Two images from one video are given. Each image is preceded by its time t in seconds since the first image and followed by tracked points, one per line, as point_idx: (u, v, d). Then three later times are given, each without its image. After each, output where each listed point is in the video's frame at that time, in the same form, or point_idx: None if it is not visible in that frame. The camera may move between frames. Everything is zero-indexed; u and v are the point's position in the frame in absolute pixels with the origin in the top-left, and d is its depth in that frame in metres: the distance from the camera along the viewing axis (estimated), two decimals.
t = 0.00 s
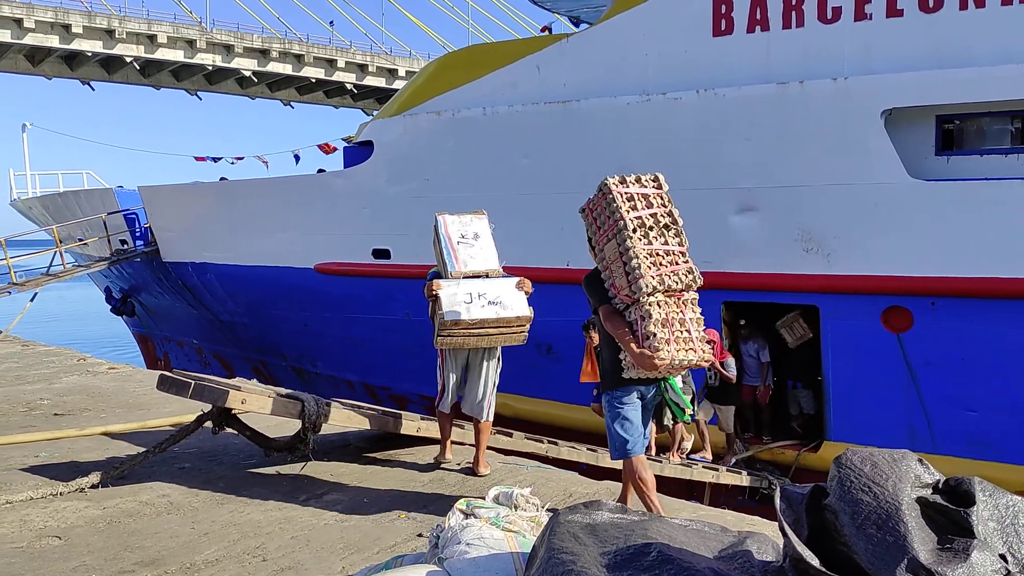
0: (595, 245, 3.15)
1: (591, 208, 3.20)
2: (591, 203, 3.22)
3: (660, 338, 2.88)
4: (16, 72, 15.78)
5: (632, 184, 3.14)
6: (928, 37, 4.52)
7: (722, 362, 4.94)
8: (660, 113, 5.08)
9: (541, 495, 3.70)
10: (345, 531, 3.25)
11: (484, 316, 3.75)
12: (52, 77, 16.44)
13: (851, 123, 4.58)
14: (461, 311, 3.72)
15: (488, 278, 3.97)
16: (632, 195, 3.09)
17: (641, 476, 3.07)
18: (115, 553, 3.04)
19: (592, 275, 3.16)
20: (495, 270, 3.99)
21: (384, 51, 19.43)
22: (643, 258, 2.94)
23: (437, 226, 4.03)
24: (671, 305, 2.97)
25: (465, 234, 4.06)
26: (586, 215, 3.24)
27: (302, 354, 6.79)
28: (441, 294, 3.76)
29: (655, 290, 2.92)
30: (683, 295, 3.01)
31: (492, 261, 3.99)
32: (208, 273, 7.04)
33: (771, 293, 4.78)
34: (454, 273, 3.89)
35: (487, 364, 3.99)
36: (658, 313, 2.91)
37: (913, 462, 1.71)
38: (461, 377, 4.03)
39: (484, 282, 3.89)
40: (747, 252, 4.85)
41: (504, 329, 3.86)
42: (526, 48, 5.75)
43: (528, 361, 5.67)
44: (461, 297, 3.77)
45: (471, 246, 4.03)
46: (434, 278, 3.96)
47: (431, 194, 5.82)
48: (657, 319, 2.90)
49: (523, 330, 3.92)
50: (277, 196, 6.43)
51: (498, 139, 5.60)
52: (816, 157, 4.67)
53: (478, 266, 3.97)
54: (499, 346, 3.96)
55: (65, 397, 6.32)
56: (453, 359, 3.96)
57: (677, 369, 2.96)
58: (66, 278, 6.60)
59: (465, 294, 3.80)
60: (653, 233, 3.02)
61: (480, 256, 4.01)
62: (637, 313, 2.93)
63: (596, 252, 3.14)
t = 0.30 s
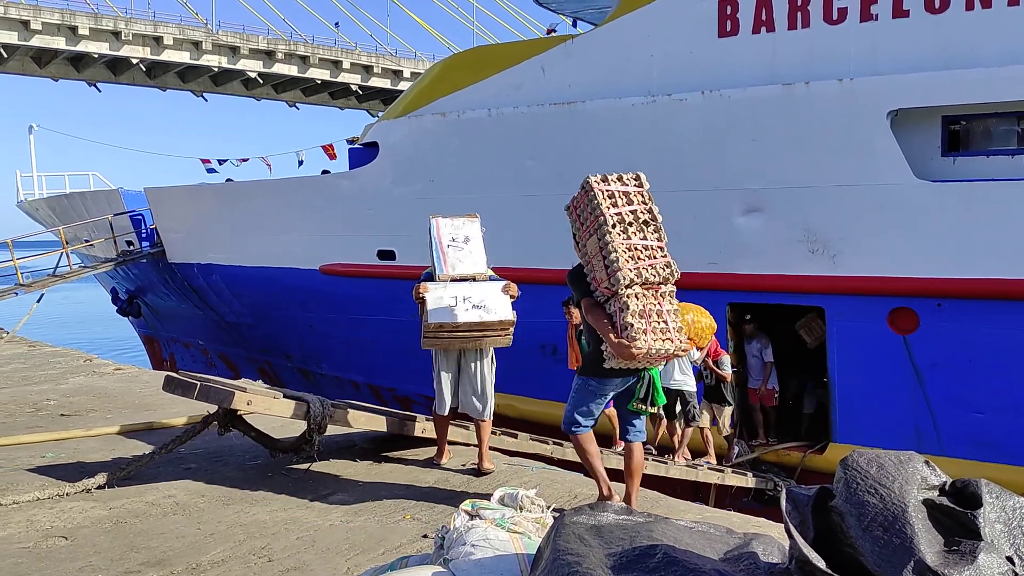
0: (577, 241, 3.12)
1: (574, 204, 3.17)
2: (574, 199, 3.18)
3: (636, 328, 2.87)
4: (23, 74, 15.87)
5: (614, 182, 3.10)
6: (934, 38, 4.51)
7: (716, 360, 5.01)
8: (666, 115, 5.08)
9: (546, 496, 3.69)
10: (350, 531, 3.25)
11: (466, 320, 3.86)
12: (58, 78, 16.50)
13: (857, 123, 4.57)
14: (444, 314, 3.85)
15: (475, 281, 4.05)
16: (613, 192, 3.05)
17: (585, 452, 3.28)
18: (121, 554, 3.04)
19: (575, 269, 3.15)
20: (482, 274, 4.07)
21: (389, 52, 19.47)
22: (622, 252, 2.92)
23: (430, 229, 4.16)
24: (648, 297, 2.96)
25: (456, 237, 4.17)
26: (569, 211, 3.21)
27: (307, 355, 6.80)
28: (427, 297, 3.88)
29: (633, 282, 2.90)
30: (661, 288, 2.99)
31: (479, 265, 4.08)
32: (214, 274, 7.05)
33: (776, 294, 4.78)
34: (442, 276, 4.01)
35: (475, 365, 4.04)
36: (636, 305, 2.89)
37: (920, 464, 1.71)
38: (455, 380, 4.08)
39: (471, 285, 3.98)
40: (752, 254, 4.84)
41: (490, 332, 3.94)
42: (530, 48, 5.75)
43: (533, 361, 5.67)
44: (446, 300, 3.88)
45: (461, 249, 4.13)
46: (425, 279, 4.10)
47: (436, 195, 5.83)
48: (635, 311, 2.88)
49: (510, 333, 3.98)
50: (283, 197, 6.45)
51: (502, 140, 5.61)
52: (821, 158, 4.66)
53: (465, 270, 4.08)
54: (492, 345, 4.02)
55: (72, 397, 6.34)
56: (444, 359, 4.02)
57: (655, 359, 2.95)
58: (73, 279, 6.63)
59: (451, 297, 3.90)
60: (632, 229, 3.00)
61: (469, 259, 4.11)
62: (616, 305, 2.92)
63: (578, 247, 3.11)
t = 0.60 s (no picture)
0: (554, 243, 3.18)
1: (552, 206, 3.21)
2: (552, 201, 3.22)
3: (605, 329, 2.95)
4: (27, 74, 15.90)
5: (590, 186, 3.08)
6: (938, 38, 4.51)
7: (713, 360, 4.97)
8: (669, 114, 5.08)
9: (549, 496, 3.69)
10: (353, 531, 3.25)
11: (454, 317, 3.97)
12: (62, 79, 16.52)
13: (861, 123, 4.56)
14: (433, 310, 3.95)
15: (466, 276, 4.13)
16: (587, 196, 3.06)
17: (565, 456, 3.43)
18: (124, 554, 3.05)
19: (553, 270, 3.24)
20: (471, 269, 4.15)
21: (393, 52, 19.49)
22: (593, 255, 2.97)
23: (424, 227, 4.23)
24: (619, 299, 3.02)
25: (448, 234, 4.19)
26: (549, 214, 3.25)
27: (311, 355, 6.81)
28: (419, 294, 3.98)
29: (603, 284, 2.97)
30: (632, 291, 3.04)
31: (469, 261, 4.14)
32: (217, 274, 7.06)
33: (780, 295, 4.77)
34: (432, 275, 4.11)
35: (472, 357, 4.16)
36: (605, 306, 2.97)
37: (923, 465, 1.71)
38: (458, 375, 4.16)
39: (462, 280, 4.05)
40: (754, 254, 4.84)
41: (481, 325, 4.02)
42: (533, 48, 5.75)
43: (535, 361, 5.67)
44: (436, 296, 3.97)
45: (453, 246, 4.17)
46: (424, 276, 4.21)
47: (438, 195, 5.83)
48: (604, 312, 2.97)
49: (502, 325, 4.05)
50: (286, 198, 6.46)
51: (505, 140, 5.61)
52: (824, 157, 4.66)
53: (457, 266, 4.14)
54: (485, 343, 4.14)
55: (76, 397, 6.36)
56: (443, 356, 4.11)
57: (624, 358, 3.04)
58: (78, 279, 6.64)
59: (441, 292, 3.99)
60: (605, 232, 3.03)
61: (460, 255, 4.15)
62: (587, 306, 3.00)
63: (555, 249, 3.18)
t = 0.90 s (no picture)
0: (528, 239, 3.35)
1: (527, 203, 3.37)
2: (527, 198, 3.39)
3: (576, 323, 3.12)
4: (31, 74, 15.94)
5: (563, 184, 3.27)
6: (941, 37, 4.50)
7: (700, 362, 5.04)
8: (671, 114, 5.08)
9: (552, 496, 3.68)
10: (356, 531, 3.25)
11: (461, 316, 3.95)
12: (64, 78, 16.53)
13: (864, 123, 4.55)
14: (437, 309, 3.95)
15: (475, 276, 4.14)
16: (561, 195, 3.23)
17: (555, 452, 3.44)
18: (127, 553, 3.05)
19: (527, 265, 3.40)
20: (479, 270, 4.17)
21: (395, 52, 19.51)
22: (565, 252, 3.14)
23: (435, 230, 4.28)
24: (590, 293, 3.19)
25: (458, 235, 4.22)
26: (524, 210, 3.41)
27: (314, 354, 6.81)
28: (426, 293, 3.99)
29: (575, 280, 3.14)
30: (602, 285, 3.22)
31: (476, 262, 4.17)
32: (220, 274, 7.07)
33: (783, 294, 4.77)
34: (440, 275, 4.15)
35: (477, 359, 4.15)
36: (577, 301, 3.14)
37: (926, 465, 1.71)
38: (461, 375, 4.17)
39: (470, 281, 4.02)
40: (757, 253, 4.84)
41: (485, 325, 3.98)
42: (537, 48, 5.75)
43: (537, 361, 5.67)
44: (442, 296, 3.96)
45: (462, 247, 4.20)
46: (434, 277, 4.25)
47: (441, 195, 5.84)
48: (575, 306, 3.13)
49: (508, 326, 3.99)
50: (289, 197, 6.46)
51: (508, 140, 5.61)
52: (827, 157, 4.65)
53: (464, 267, 4.18)
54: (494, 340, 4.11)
55: (79, 397, 6.37)
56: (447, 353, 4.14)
57: (595, 351, 3.20)
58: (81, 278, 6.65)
59: (447, 292, 3.97)
60: (577, 230, 3.20)
61: (468, 256, 4.19)
62: (559, 300, 3.17)
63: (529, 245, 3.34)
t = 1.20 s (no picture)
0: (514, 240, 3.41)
1: (511, 205, 3.44)
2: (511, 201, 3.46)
3: (564, 319, 3.14)
4: (32, 74, 15.94)
5: (545, 185, 3.36)
6: (942, 37, 4.50)
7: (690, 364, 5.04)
8: (672, 113, 5.08)
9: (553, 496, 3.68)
10: (357, 530, 3.25)
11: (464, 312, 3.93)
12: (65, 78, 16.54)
13: (865, 122, 4.55)
14: (440, 305, 3.98)
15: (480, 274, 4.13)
16: (544, 196, 3.32)
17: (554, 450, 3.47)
18: (128, 552, 3.05)
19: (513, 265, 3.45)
20: (484, 268, 4.16)
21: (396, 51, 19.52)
22: (551, 249, 3.19)
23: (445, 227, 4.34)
24: (577, 290, 3.23)
25: (466, 233, 4.26)
26: (508, 213, 3.48)
27: (315, 354, 6.81)
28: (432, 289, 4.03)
29: (562, 276, 3.18)
30: (588, 282, 3.26)
31: (482, 260, 4.18)
32: (221, 273, 7.07)
33: (784, 294, 4.77)
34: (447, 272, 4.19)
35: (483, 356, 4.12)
36: (564, 297, 3.17)
37: (928, 464, 1.71)
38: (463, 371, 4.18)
39: (477, 279, 4.04)
40: (758, 253, 4.84)
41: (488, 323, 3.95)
42: (537, 48, 5.74)
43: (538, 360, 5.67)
44: (448, 293, 3.99)
45: (469, 245, 4.23)
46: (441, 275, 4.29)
47: (442, 194, 5.84)
48: (563, 303, 3.16)
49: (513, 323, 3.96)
50: (289, 197, 6.46)
51: (509, 140, 5.62)
52: (828, 157, 4.65)
53: (470, 265, 4.19)
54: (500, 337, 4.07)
55: (80, 396, 6.37)
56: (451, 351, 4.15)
57: (584, 347, 3.22)
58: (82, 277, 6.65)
59: (452, 289, 4.00)
60: (561, 228, 3.26)
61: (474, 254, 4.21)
62: (546, 297, 3.20)
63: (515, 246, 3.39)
